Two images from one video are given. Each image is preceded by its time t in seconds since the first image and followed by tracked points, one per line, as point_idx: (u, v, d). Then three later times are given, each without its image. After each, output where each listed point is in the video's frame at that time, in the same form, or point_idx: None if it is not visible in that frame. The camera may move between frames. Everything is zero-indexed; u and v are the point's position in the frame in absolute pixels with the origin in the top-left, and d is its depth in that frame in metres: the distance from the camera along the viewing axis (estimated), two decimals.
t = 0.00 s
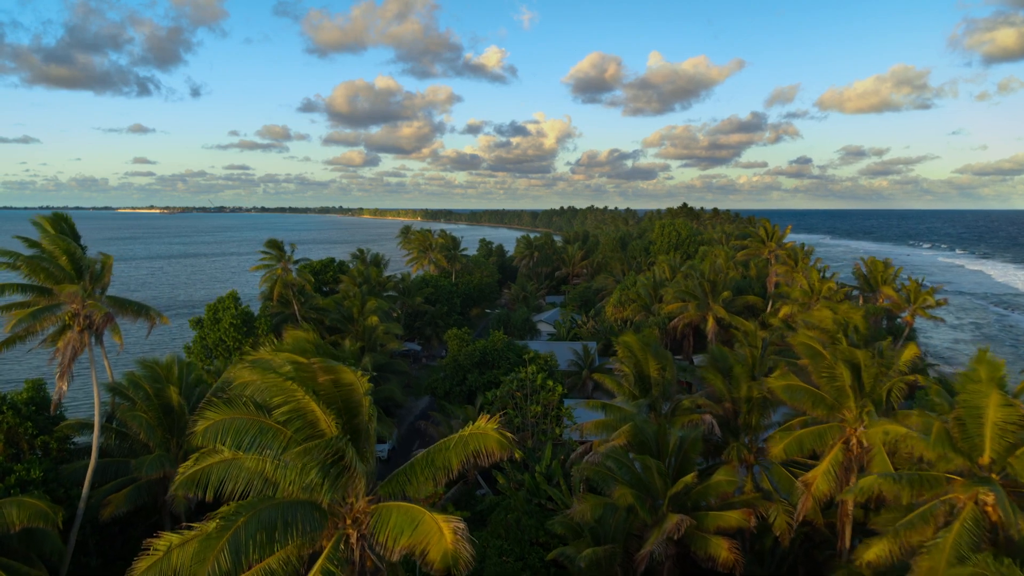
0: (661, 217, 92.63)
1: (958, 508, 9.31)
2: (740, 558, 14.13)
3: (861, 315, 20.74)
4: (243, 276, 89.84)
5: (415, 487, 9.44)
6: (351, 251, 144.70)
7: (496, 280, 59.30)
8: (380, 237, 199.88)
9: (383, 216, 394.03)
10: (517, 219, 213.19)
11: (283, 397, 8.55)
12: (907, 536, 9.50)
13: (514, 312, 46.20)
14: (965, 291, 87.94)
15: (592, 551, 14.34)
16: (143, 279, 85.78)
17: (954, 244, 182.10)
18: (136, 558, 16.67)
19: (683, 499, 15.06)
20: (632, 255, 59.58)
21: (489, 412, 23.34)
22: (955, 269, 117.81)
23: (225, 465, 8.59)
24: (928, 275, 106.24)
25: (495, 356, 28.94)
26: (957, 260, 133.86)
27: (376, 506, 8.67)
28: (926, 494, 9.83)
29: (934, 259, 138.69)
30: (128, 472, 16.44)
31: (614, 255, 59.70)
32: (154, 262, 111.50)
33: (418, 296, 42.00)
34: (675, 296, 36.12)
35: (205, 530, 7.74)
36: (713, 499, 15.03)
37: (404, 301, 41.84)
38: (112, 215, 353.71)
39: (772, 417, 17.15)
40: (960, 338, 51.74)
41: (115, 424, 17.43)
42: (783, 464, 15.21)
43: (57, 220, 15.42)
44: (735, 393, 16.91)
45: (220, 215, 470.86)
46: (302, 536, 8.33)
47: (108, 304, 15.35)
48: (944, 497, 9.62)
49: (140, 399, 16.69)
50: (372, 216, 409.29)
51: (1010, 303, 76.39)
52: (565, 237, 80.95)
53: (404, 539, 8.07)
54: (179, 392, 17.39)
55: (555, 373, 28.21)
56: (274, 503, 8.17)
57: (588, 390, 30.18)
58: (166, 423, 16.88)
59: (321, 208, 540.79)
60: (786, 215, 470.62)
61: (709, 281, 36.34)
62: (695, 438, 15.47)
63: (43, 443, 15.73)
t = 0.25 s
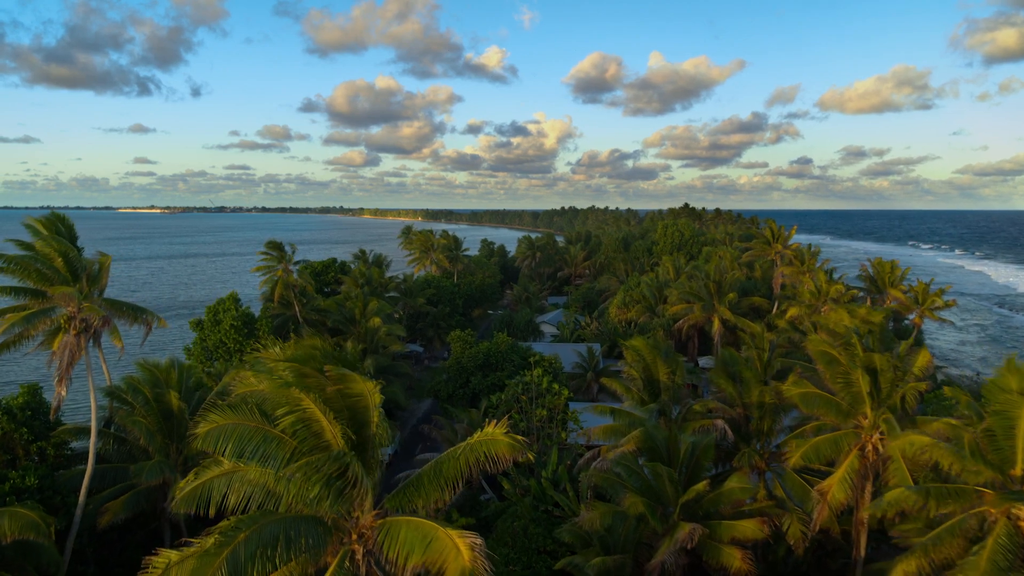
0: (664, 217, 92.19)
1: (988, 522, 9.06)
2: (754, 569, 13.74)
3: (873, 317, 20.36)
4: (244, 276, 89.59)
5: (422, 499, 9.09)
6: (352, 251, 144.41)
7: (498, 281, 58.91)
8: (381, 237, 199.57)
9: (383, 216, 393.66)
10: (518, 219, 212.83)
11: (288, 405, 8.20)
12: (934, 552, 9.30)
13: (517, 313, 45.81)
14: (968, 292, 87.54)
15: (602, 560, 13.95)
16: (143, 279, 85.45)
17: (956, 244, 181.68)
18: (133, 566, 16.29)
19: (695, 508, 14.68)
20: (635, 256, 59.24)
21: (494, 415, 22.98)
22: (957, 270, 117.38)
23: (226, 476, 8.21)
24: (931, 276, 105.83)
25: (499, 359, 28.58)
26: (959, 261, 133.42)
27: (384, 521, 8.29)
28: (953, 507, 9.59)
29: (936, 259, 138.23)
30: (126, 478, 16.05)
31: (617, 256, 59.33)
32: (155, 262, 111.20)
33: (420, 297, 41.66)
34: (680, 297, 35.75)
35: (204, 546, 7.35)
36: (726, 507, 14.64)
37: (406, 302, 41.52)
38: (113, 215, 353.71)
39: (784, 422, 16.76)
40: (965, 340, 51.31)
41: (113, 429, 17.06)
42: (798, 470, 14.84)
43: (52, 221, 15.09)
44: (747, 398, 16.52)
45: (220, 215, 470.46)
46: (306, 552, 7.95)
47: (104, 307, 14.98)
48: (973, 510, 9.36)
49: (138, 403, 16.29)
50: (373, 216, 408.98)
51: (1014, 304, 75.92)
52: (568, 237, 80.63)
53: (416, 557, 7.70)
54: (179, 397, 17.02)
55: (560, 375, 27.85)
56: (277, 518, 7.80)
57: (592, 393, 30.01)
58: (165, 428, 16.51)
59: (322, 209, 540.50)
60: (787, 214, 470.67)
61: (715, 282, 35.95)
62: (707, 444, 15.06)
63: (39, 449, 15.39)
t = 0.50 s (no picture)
0: (666, 218, 91.86)
1: None
2: None
3: (886, 320, 19.97)
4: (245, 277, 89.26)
5: (429, 513, 8.71)
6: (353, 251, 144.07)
7: (500, 282, 58.56)
8: (381, 237, 199.39)
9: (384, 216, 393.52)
10: (519, 219, 212.65)
11: (292, 416, 7.82)
12: (965, 570, 9.23)
13: (519, 314, 45.47)
14: (972, 293, 87.17)
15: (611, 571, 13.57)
16: (143, 280, 85.07)
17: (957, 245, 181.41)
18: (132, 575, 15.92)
19: (707, 517, 14.31)
20: (638, 257, 58.87)
21: (500, 420, 22.62)
22: (961, 271, 116.91)
23: (226, 489, 7.84)
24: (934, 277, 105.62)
25: (503, 361, 28.22)
26: (961, 262, 133.01)
27: (391, 539, 7.88)
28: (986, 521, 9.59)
29: (938, 260, 137.84)
30: (123, 485, 15.65)
31: (620, 257, 58.96)
32: (155, 262, 110.88)
33: (422, 298, 41.32)
34: (685, 299, 35.37)
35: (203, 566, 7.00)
36: (738, 516, 14.27)
37: (407, 303, 41.22)
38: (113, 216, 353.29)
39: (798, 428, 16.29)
40: (971, 342, 50.90)
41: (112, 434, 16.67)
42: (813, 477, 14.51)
43: (46, 223, 14.74)
44: (759, 404, 16.14)
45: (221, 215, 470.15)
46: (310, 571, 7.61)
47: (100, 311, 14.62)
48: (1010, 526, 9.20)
49: (137, 408, 15.89)
50: (374, 216, 408.88)
51: (1019, 305, 75.42)
52: (570, 237, 80.25)
53: None
54: (179, 401, 16.60)
55: (565, 378, 27.47)
56: (278, 536, 7.48)
57: (597, 395, 29.44)
58: (164, 434, 16.11)
59: (323, 209, 540.03)
60: (787, 215, 470.38)
61: (720, 283, 35.55)
62: (720, 451, 14.67)
63: (35, 456, 15.05)
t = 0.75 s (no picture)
0: (668, 218, 91.41)
1: None
2: None
3: (899, 323, 19.47)
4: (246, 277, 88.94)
5: (438, 529, 8.36)
6: (354, 251, 143.79)
7: (502, 283, 58.18)
8: (381, 237, 199.01)
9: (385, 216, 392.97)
10: (520, 219, 212.28)
11: (294, 431, 7.42)
12: None
13: (522, 315, 45.13)
14: (976, 294, 86.67)
15: None
16: (144, 280, 84.81)
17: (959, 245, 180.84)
18: None
19: (720, 526, 13.96)
20: (641, 257, 58.41)
21: (505, 425, 22.30)
22: (964, 271, 116.32)
23: (228, 507, 7.56)
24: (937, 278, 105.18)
25: (507, 364, 27.84)
26: (965, 263, 132.49)
27: (399, 560, 7.50)
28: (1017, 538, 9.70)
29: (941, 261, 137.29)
30: (122, 493, 15.30)
31: (623, 257, 58.57)
32: (155, 262, 110.64)
33: (424, 299, 40.97)
34: (690, 300, 34.99)
35: None
36: (751, 525, 13.90)
37: (409, 304, 41.05)
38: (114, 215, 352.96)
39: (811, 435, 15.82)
40: (978, 344, 50.41)
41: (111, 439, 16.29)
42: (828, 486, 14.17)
43: (44, 223, 14.38)
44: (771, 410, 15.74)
45: (221, 215, 469.71)
46: None
47: (97, 314, 14.24)
48: None
49: (136, 413, 15.40)
50: (374, 216, 408.28)
51: None
52: (572, 238, 79.81)
53: None
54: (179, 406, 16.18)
55: (570, 381, 27.04)
56: (281, 558, 7.23)
57: (602, 398, 29.09)
58: (163, 439, 15.67)
59: (323, 209, 539.73)
60: (788, 215, 469.71)
61: (726, 285, 35.13)
62: (732, 458, 14.35)
63: (30, 463, 14.70)
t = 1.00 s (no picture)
0: (671, 219, 90.93)
1: None
2: None
3: (914, 328, 19.00)
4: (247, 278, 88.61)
5: (448, 552, 8.05)
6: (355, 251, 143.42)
7: (504, 284, 57.82)
8: (382, 237, 198.60)
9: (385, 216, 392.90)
10: (521, 220, 211.80)
11: (297, 449, 7.27)
12: None
13: (525, 317, 44.77)
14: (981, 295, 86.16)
15: None
16: (144, 281, 84.46)
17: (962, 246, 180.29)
18: None
19: (734, 537, 13.53)
20: (644, 258, 57.98)
21: (510, 431, 21.97)
22: (968, 272, 115.76)
23: (226, 526, 7.26)
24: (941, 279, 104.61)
25: (511, 367, 27.46)
26: (968, 263, 131.96)
27: None
28: None
29: (944, 262, 136.74)
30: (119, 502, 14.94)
31: (626, 258, 58.16)
32: (156, 262, 110.38)
33: (426, 301, 40.63)
34: (695, 302, 34.61)
35: None
36: (766, 535, 13.50)
37: (410, 305, 41.17)
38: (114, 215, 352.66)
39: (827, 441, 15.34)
40: (986, 346, 49.95)
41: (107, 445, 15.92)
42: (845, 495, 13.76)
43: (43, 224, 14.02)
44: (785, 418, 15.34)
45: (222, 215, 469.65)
46: None
47: (96, 318, 13.89)
48: None
49: (134, 418, 14.98)
50: (375, 216, 408.13)
51: None
52: (574, 238, 79.37)
53: None
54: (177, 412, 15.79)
55: (574, 384, 26.65)
56: None
57: (607, 402, 28.72)
58: (162, 446, 15.27)
59: (325, 209, 539.18)
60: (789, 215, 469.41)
61: (732, 287, 34.74)
62: (746, 466, 13.93)
63: (24, 470, 14.40)
